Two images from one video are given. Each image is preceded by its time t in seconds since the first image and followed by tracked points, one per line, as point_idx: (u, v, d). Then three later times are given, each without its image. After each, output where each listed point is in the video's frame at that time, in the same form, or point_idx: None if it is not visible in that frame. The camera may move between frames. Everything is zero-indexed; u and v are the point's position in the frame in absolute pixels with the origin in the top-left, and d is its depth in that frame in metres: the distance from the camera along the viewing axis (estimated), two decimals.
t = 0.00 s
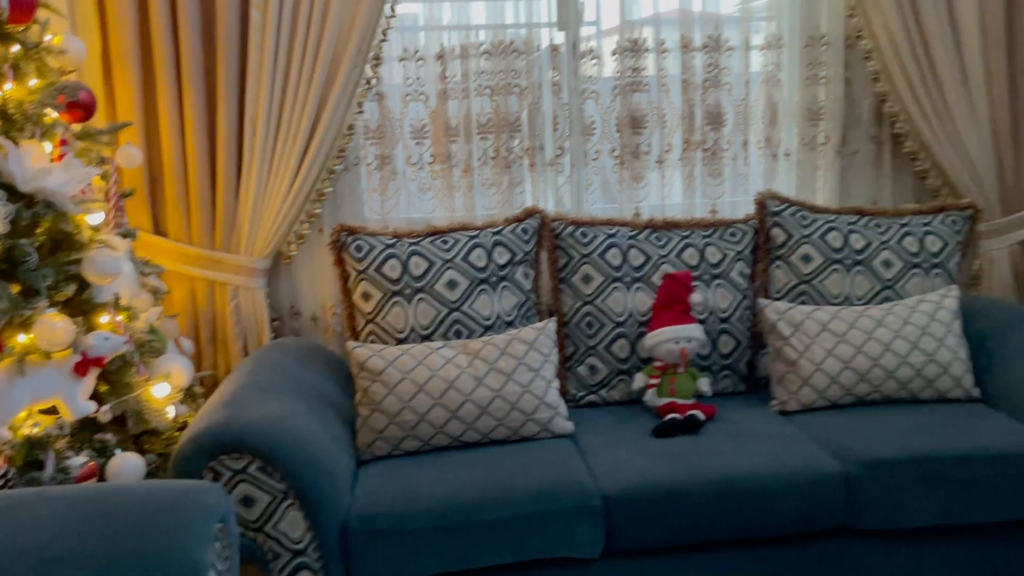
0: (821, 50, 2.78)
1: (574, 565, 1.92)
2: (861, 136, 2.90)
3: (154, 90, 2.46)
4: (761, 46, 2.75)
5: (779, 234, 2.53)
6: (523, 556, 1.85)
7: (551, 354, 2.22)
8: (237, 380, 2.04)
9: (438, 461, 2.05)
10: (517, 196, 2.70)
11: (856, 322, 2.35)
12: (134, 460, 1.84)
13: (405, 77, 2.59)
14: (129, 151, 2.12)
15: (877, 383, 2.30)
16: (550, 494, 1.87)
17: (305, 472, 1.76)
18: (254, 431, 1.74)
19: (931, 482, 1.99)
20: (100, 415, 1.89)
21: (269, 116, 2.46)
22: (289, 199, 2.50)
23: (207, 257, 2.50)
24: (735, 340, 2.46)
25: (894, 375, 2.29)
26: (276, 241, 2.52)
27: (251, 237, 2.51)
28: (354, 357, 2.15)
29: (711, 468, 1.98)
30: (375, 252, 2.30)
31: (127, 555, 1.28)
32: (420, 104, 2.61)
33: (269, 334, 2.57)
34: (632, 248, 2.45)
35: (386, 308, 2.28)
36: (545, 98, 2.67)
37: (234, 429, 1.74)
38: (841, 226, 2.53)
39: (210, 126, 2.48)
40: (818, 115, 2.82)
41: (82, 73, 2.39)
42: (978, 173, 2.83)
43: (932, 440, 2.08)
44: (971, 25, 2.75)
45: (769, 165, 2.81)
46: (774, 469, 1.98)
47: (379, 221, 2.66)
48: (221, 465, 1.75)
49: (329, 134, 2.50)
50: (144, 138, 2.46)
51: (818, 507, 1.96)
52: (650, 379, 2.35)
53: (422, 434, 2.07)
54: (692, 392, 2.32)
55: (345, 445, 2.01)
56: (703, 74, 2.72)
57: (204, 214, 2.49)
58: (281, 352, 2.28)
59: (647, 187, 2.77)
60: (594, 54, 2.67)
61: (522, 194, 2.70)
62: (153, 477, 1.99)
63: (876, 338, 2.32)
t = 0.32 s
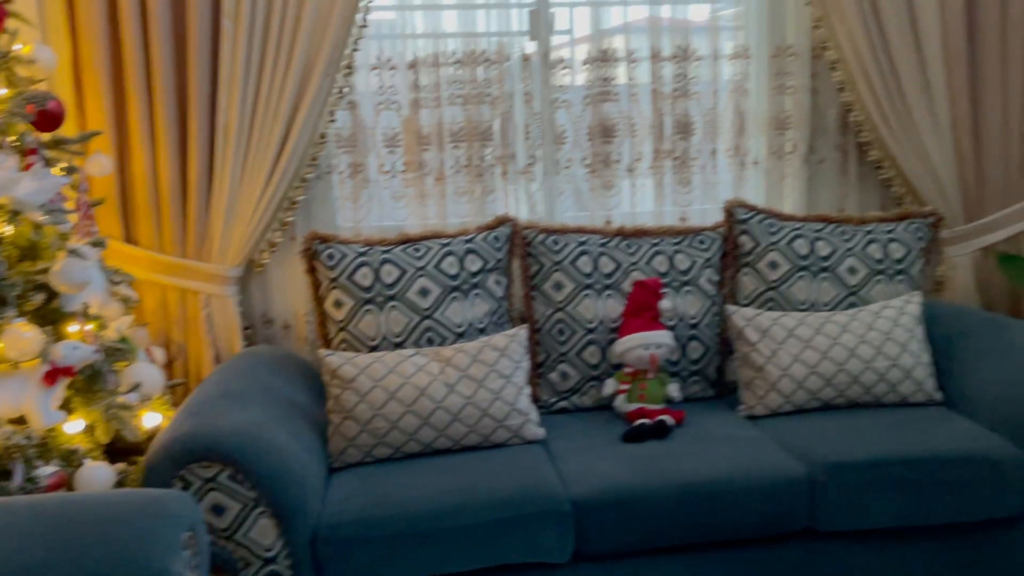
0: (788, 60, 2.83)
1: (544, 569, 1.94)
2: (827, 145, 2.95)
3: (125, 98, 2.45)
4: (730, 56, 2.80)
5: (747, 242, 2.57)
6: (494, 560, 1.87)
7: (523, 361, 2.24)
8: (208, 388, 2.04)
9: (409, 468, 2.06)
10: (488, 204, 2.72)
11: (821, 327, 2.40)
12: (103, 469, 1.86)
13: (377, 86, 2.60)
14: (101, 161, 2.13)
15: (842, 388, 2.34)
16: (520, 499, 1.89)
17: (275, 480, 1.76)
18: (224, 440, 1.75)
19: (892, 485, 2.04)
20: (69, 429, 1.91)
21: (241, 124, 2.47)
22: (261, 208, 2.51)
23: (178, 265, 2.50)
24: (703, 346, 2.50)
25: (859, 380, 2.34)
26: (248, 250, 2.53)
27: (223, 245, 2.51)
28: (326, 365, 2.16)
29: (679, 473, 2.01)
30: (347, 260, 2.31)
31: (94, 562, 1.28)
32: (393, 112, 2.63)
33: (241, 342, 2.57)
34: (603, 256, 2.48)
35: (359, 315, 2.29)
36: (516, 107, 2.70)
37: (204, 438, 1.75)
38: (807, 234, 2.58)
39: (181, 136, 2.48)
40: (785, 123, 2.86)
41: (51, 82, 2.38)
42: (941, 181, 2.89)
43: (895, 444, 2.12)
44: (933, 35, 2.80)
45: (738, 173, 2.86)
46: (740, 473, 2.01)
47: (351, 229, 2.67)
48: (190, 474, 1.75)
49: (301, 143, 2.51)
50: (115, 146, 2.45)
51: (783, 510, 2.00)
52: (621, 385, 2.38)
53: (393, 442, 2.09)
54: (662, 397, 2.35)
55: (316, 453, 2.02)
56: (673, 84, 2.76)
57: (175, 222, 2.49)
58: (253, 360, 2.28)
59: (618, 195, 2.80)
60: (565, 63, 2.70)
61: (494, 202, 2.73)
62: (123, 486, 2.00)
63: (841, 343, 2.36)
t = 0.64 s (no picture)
0: (745, 72, 2.89)
1: None
2: (784, 155, 3.02)
3: (85, 108, 2.44)
4: (688, 67, 2.85)
5: (705, 250, 2.63)
6: (456, 567, 1.89)
7: (485, 370, 2.26)
8: (169, 399, 2.04)
9: (372, 477, 2.07)
10: (452, 214, 2.74)
11: (778, 334, 2.45)
12: (61, 483, 1.83)
13: (339, 96, 2.62)
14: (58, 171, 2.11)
15: (798, 393, 2.40)
16: (482, 506, 1.91)
17: (237, 491, 1.76)
18: (185, 451, 1.75)
19: (846, 487, 2.09)
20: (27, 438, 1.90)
21: (203, 134, 2.46)
22: (223, 218, 2.50)
23: (139, 276, 2.49)
24: (663, 352, 2.54)
25: (814, 385, 2.40)
26: (210, 259, 2.52)
27: (185, 255, 2.50)
28: (288, 375, 2.16)
29: (639, 478, 2.04)
30: (310, 270, 2.32)
31: (52, 575, 1.27)
32: (355, 122, 2.64)
33: (204, 353, 2.56)
34: (565, 264, 2.51)
35: (321, 325, 2.30)
36: (478, 118, 2.73)
37: (164, 449, 1.74)
38: (764, 242, 2.63)
39: (141, 145, 2.47)
40: (743, 134, 2.93)
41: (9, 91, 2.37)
42: (893, 190, 2.97)
43: (848, 447, 2.18)
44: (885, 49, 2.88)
45: (697, 183, 2.91)
46: (699, 478, 2.05)
47: (315, 239, 2.68)
48: (151, 485, 1.74)
49: (264, 153, 2.51)
50: (74, 156, 2.44)
51: (740, 513, 2.04)
52: (582, 392, 2.41)
53: (356, 451, 2.10)
54: (623, 403, 2.39)
55: (278, 463, 2.02)
56: (633, 95, 2.81)
57: (136, 232, 2.48)
58: (215, 371, 2.28)
59: (580, 204, 2.84)
60: (527, 74, 2.73)
61: (457, 211, 2.75)
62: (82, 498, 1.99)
63: (797, 349, 2.42)
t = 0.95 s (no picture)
0: (703, 80, 2.95)
1: None
2: (741, 161, 3.08)
3: (42, 113, 2.42)
4: (648, 73, 2.90)
5: (664, 254, 2.67)
6: (418, 570, 1.90)
7: (447, 374, 2.28)
8: (128, 406, 2.03)
9: (335, 482, 2.08)
10: (415, 219, 2.76)
11: (735, 336, 2.51)
12: (19, 491, 1.83)
13: (301, 101, 2.62)
14: (15, 176, 2.10)
15: (755, 394, 2.45)
16: (444, 509, 1.93)
17: (198, 497, 1.76)
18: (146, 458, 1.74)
19: (800, 485, 2.14)
20: None
21: (163, 140, 2.45)
22: (183, 224, 2.49)
23: (98, 282, 2.47)
24: (624, 355, 2.58)
25: (770, 385, 2.45)
26: (170, 266, 2.51)
27: (145, 261, 2.49)
28: (250, 380, 2.16)
29: (599, 478, 2.08)
30: (271, 275, 2.32)
31: None
32: (317, 128, 2.65)
33: (165, 359, 2.55)
34: (527, 269, 2.54)
35: (284, 330, 2.30)
36: (441, 123, 2.75)
37: (124, 456, 1.74)
38: (721, 246, 2.69)
39: (100, 151, 2.46)
40: (701, 140, 2.98)
41: None
42: (847, 195, 3.05)
43: (803, 446, 2.23)
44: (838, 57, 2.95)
45: (657, 188, 2.96)
46: (658, 478, 2.09)
47: (277, 244, 2.68)
48: (110, 493, 1.74)
49: (224, 158, 2.50)
50: (31, 162, 2.41)
51: (698, 512, 2.09)
52: (545, 395, 2.44)
53: (318, 456, 2.10)
54: (585, 406, 2.42)
55: (240, 469, 2.02)
56: (593, 102, 2.85)
57: (94, 238, 2.46)
58: (176, 377, 2.27)
59: (542, 210, 2.87)
60: (488, 81, 2.76)
61: (420, 217, 2.77)
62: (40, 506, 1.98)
63: (754, 351, 2.47)
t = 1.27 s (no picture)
0: (666, 79, 3.00)
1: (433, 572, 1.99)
2: (703, 160, 3.13)
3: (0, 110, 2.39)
4: (612, 73, 2.94)
5: (628, 251, 2.71)
6: (383, 565, 1.91)
7: (413, 371, 2.30)
8: (91, 405, 2.02)
9: (301, 479, 2.08)
10: (381, 217, 2.77)
11: (697, 331, 2.55)
12: None
13: (265, 99, 2.62)
14: None
15: (716, 388, 2.50)
16: (409, 505, 1.95)
17: (160, 495, 1.76)
18: (108, 457, 1.73)
19: (760, 477, 2.19)
20: None
21: (125, 138, 2.44)
22: (146, 223, 2.48)
23: (59, 281, 2.45)
24: (589, 351, 2.62)
25: (731, 380, 2.50)
26: (133, 264, 2.49)
27: (107, 259, 2.47)
28: (214, 379, 2.15)
29: (563, 472, 2.11)
30: (236, 274, 2.32)
31: None
32: (282, 126, 2.65)
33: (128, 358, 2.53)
34: (492, 266, 2.56)
35: (248, 329, 2.30)
36: (406, 122, 2.76)
37: (85, 455, 1.73)
38: (684, 244, 2.73)
39: (62, 150, 2.44)
40: (664, 139, 3.03)
41: None
42: (806, 193, 3.11)
43: (762, 438, 2.28)
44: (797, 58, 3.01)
45: (621, 187, 3.00)
46: (621, 471, 2.12)
47: (241, 243, 2.67)
48: (71, 492, 1.72)
49: (188, 156, 2.49)
50: None
51: (660, 504, 2.12)
52: (510, 390, 2.46)
53: (284, 453, 2.10)
54: (551, 401, 2.45)
55: (204, 467, 2.02)
56: (558, 101, 2.88)
57: (55, 237, 2.44)
58: (139, 377, 2.26)
59: (508, 208, 2.90)
60: (453, 80, 2.78)
61: (386, 215, 2.77)
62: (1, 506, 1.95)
63: (715, 346, 2.52)
